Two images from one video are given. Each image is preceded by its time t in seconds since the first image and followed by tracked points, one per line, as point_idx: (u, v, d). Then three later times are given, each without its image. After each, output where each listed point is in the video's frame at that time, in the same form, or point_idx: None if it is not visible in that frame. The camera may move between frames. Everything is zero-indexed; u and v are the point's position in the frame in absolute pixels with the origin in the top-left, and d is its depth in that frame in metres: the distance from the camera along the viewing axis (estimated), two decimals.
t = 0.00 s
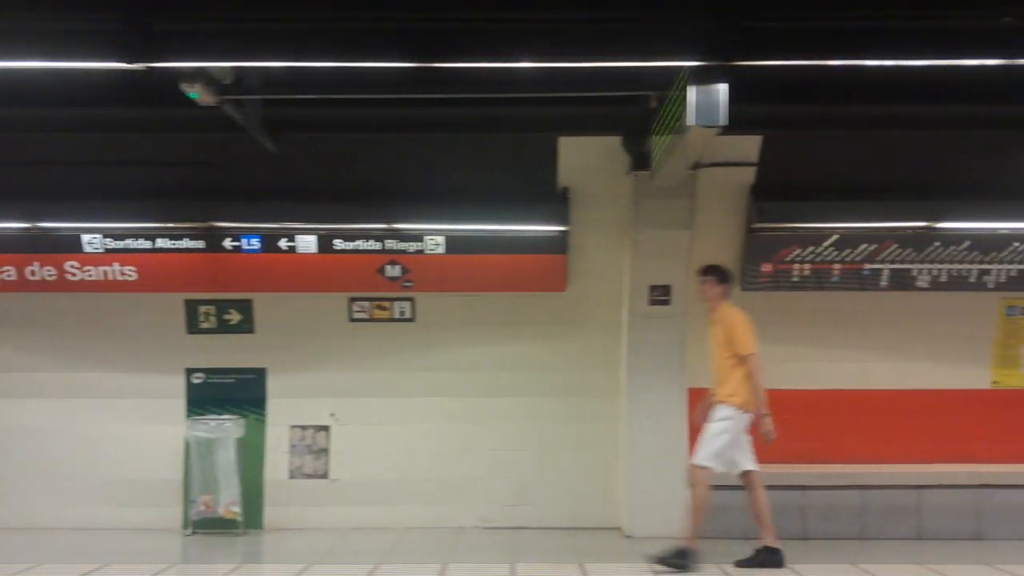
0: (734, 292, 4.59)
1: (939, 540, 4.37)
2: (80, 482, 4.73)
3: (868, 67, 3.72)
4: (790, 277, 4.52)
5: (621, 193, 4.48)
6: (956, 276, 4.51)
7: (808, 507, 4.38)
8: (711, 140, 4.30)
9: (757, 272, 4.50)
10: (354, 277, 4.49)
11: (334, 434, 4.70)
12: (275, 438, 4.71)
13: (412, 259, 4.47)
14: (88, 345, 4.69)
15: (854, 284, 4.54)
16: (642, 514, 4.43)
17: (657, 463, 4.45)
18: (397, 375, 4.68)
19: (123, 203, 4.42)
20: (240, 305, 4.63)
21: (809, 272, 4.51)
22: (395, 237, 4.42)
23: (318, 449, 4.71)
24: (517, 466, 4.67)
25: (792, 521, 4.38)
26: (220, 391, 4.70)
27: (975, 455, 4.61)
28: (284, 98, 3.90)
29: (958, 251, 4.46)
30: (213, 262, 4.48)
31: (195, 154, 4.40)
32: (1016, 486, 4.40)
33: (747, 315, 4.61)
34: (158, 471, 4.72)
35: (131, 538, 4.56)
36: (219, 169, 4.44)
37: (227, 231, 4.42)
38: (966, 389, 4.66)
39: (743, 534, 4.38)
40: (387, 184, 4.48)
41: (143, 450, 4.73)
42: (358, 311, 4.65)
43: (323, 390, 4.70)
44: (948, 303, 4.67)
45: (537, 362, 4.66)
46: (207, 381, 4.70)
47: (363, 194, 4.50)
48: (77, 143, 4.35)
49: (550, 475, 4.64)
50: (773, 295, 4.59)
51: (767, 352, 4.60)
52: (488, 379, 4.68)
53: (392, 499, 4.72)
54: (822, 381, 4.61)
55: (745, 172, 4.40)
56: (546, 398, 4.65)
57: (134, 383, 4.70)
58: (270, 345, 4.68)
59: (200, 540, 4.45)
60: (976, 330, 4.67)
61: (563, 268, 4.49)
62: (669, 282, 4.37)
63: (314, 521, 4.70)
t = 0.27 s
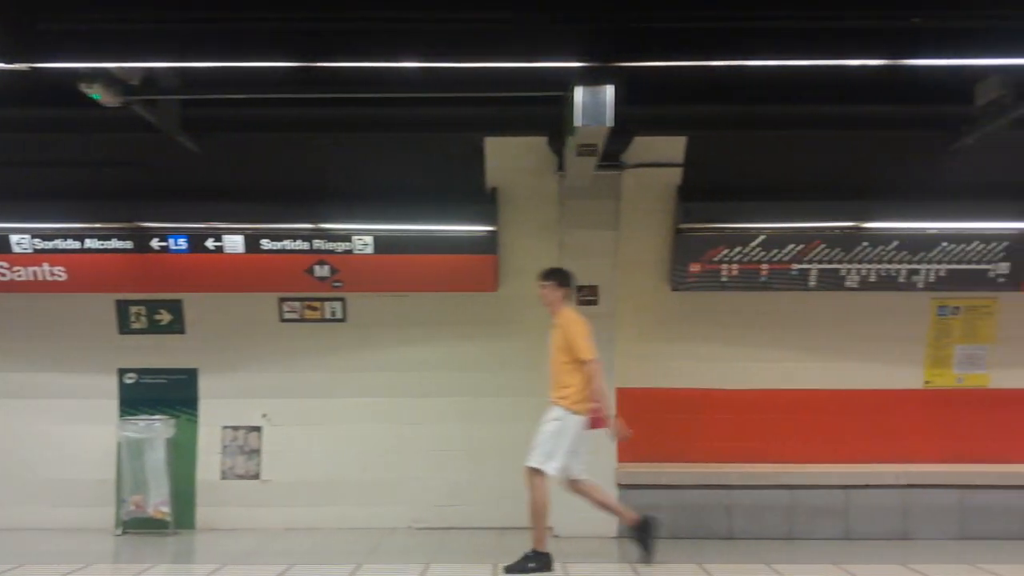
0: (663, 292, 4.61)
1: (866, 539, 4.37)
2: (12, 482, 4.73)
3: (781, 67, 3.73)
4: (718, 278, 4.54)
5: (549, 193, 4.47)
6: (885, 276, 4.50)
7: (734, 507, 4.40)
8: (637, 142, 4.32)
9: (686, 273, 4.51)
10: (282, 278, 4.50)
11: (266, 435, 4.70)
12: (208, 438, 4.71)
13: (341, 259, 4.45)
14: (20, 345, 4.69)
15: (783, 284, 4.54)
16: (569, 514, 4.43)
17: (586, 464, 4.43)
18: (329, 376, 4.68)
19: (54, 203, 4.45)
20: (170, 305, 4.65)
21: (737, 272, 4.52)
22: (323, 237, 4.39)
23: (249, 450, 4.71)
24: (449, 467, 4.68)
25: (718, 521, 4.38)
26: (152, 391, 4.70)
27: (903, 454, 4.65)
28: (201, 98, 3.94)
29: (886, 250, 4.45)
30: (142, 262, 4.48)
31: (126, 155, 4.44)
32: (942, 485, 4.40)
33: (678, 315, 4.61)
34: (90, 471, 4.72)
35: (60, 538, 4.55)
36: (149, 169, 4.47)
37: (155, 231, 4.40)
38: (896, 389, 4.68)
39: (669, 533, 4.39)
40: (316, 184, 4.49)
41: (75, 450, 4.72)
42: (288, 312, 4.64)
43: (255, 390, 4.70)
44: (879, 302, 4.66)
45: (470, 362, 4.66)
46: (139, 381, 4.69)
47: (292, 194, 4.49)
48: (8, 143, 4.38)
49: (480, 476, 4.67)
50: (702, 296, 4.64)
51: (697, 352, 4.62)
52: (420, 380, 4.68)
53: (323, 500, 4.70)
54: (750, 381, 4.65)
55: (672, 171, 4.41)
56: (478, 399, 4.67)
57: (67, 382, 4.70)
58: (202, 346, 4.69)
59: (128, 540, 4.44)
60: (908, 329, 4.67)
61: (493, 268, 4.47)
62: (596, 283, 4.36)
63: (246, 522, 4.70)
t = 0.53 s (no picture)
0: (600, 292, 4.64)
1: (798, 540, 4.38)
2: None
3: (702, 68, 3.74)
4: (654, 278, 4.55)
5: (484, 194, 4.47)
6: (821, 276, 4.50)
7: (667, 507, 4.42)
8: (569, 143, 4.33)
9: (621, 273, 4.53)
10: (218, 278, 4.56)
11: (203, 435, 4.71)
12: (145, 438, 4.71)
13: (276, 259, 4.49)
14: None
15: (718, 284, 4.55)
16: (503, 516, 4.37)
17: (520, 466, 4.38)
18: (267, 376, 4.67)
19: None
20: (106, 306, 4.64)
21: (671, 274, 4.53)
22: (256, 238, 4.38)
23: (187, 451, 4.71)
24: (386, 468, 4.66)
25: (650, 520, 4.40)
26: (90, 391, 4.69)
27: (836, 455, 4.68)
28: (130, 98, 3.94)
29: (821, 250, 4.45)
30: (80, 260, 4.57)
31: (59, 155, 4.41)
32: (875, 486, 4.41)
33: (614, 314, 4.66)
34: (28, 472, 4.71)
35: None
36: (84, 169, 4.46)
37: (88, 231, 4.39)
38: (833, 390, 4.70)
39: (601, 533, 4.40)
40: (252, 183, 4.48)
41: (13, 450, 4.71)
42: (224, 312, 4.63)
43: (193, 391, 4.69)
44: (817, 302, 4.66)
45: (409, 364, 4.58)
46: (77, 382, 4.68)
47: (226, 194, 4.46)
48: None
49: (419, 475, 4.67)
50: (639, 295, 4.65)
51: (632, 351, 4.68)
52: (358, 381, 4.65)
53: (261, 501, 4.71)
54: (685, 381, 4.70)
55: (606, 171, 4.40)
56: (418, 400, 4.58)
57: (5, 383, 4.70)
58: (140, 346, 4.68)
59: (61, 541, 4.43)
60: (845, 330, 4.67)
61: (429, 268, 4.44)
62: (530, 282, 4.35)
63: (184, 522, 4.70)
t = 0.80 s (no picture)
0: (544, 292, 4.64)
1: (736, 539, 4.37)
2: None
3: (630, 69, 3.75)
4: (595, 278, 4.56)
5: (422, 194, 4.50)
6: (760, 276, 4.53)
7: (606, 506, 4.41)
8: (507, 143, 4.35)
9: (563, 273, 4.53)
10: (158, 278, 4.52)
11: (148, 436, 4.71)
12: (90, 439, 4.72)
13: (214, 259, 4.46)
14: None
15: (659, 284, 4.57)
16: (443, 515, 4.38)
17: (459, 466, 4.38)
18: (211, 376, 4.67)
19: None
20: (50, 305, 4.64)
21: (613, 273, 4.55)
22: (195, 238, 4.41)
23: (131, 451, 4.71)
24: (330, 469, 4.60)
25: (589, 520, 4.40)
26: (35, 391, 4.69)
27: (781, 455, 4.66)
28: (60, 99, 3.94)
29: (759, 251, 4.47)
30: (17, 262, 4.50)
31: None
32: (813, 485, 4.41)
33: (556, 314, 4.67)
34: None
35: None
36: (25, 170, 4.47)
37: (30, 232, 4.42)
38: (777, 390, 4.70)
39: (541, 533, 4.40)
40: (193, 183, 4.50)
41: None
42: (166, 312, 4.64)
43: (137, 391, 4.70)
44: (759, 303, 4.67)
45: (351, 364, 4.50)
46: (22, 382, 4.69)
47: (168, 195, 4.50)
48: None
49: (360, 480, 4.47)
50: (581, 295, 4.67)
51: (574, 351, 4.70)
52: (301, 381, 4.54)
53: (205, 501, 4.71)
54: (628, 381, 4.72)
55: (545, 171, 4.41)
56: (360, 399, 4.47)
57: None
58: (84, 347, 4.69)
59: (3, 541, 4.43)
60: (787, 330, 4.68)
61: (368, 267, 4.40)
62: (470, 282, 4.33)
63: (129, 522, 4.71)
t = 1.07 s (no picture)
0: (492, 292, 4.65)
1: (682, 539, 4.38)
2: None
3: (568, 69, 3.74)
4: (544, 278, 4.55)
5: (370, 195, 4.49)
6: (706, 277, 4.54)
7: (553, 507, 4.41)
8: (453, 143, 4.34)
9: (511, 272, 4.53)
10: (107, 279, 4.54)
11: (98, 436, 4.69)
12: (40, 439, 4.71)
13: (161, 259, 4.45)
14: None
15: (607, 284, 4.58)
16: (389, 516, 4.38)
17: (406, 466, 4.37)
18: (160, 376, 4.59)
19: None
20: None
21: (561, 273, 4.53)
22: (142, 239, 4.39)
23: (82, 451, 4.70)
24: (281, 468, 4.49)
25: (535, 520, 4.40)
26: None
27: (728, 454, 4.68)
28: None
29: (706, 251, 4.48)
30: None
31: None
32: (759, 485, 4.43)
33: (505, 313, 4.67)
34: None
35: None
36: None
37: None
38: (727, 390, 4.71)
39: (487, 533, 4.39)
40: (141, 184, 4.49)
41: None
42: (115, 312, 4.66)
43: (88, 391, 4.69)
44: (708, 303, 4.69)
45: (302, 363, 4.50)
46: None
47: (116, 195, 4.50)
48: None
49: (310, 478, 4.49)
50: (531, 295, 4.67)
51: (524, 352, 4.70)
52: (254, 380, 4.51)
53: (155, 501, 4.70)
54: (579, 381, 4.71)
55: (491, 171, 4.40)
56: (312, 399, 4.48)
57: None
58: (34, 347, 4.69)
59: None
60: (736, 329, 4.69)
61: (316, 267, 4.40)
62: (416, 283, 4.30)
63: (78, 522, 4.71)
